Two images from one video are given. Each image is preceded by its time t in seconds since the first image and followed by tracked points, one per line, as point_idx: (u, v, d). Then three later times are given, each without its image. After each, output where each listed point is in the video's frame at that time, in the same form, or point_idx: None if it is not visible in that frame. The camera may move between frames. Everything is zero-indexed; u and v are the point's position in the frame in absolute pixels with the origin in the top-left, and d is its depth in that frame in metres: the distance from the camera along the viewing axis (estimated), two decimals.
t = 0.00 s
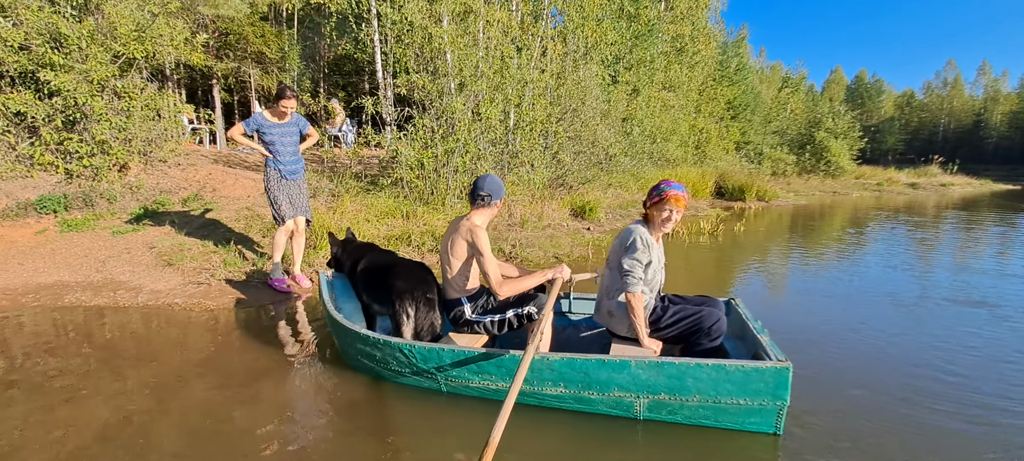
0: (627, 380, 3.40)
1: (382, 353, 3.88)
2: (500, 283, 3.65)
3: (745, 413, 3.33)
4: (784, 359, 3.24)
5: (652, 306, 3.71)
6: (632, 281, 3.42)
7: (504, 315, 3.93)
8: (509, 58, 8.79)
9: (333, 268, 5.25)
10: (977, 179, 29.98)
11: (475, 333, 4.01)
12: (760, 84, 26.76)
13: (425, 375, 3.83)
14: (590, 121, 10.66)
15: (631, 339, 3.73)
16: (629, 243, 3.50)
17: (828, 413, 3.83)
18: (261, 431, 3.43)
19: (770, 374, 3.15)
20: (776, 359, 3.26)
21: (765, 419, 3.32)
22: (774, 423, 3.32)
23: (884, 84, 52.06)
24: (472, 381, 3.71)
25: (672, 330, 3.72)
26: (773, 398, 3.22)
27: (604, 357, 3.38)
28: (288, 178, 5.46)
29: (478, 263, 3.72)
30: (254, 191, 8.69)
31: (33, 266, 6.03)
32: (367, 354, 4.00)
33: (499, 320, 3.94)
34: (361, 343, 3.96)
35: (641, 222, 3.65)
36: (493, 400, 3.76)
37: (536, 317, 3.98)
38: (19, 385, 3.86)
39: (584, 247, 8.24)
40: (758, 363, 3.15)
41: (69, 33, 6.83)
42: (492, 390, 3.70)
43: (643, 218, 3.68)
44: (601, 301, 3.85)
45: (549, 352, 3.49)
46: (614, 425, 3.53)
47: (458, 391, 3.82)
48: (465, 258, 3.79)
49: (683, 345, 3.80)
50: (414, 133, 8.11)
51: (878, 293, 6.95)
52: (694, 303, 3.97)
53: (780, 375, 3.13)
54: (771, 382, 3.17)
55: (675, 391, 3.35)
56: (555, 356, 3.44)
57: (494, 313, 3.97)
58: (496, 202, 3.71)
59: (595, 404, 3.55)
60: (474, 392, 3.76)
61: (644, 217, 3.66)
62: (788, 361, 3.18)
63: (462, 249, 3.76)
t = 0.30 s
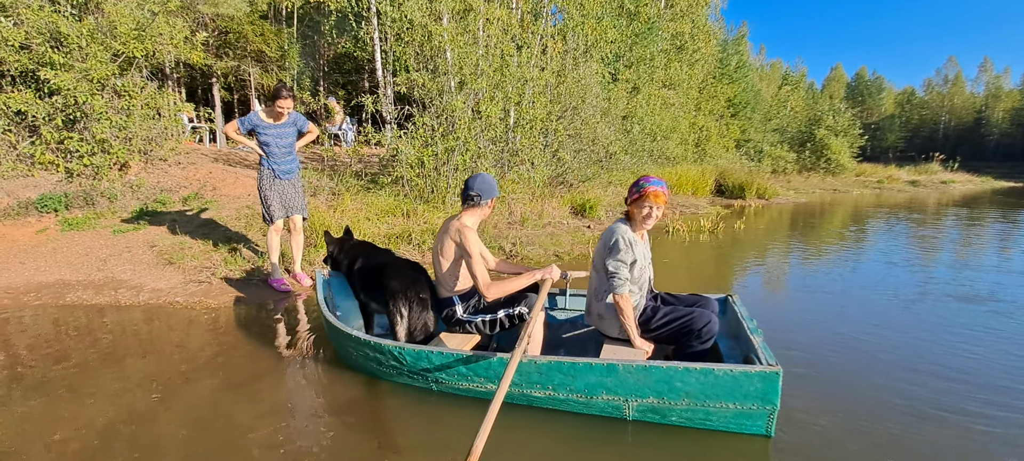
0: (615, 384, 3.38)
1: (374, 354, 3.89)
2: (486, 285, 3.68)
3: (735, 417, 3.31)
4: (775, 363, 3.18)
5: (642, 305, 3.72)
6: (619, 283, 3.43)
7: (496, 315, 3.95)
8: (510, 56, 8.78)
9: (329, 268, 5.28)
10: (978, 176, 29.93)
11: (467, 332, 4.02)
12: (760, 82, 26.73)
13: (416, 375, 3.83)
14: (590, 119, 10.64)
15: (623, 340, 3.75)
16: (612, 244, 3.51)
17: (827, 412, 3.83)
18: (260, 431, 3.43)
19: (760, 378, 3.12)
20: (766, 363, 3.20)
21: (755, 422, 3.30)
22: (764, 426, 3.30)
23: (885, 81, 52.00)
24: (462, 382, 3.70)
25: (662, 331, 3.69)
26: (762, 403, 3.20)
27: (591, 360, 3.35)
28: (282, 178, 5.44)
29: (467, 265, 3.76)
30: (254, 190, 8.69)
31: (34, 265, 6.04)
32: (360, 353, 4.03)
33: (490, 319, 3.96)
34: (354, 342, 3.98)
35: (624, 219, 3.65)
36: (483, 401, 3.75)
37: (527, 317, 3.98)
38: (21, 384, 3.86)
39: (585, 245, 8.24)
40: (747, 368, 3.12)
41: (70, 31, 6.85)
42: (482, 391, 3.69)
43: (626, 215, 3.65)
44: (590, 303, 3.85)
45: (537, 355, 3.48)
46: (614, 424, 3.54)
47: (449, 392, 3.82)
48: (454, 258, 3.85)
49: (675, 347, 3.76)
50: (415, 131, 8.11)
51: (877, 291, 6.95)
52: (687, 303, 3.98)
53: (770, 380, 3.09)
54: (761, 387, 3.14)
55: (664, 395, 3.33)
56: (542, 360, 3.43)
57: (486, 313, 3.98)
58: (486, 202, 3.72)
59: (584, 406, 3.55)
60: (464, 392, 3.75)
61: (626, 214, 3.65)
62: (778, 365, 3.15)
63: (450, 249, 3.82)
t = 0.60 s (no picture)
0: (609, 384, 3.38)
1: (370, 351, 3.92)
2: (482, 284, 3.68)
3: (731, 420, 3.29)
4: (772, 365, 3.17)
5: (639, 305, 3.69)
6: (614, 284, 3.40)
7: (491, 313, 3.95)
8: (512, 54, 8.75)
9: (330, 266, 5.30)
10: (979, 174, 29.85)
11: (464, 332, 4.05)
12: (761, 79, 26.68)
13: (412, 374, 3.85)
14: (592, 117, 10.61)
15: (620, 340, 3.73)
16: (607, 245, 3.49)
17: (831, 411, 3.82)
18: (264, 430, 3.43)
19: (755, 380, 3.11)
20: (764, 365, 3.20)
21: (752, 426, 3.27)
22: (761, 430, 3.26)
23: (886, 79, 51.91)
24: (457, 382, 3.71)
25: (658, 333, 3.66)
26: (759, 405, 3.18)
27: (585, 361, 3.35)
28: (281, 177, 5.44)
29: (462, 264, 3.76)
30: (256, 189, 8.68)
31: (38, 264, 6.04)
32: (357, 352, 4.06)
33: (485, 318, 3.97)
34: (351, 340, 4.00)
35: (620, 219, 3.64)
36: (479, 401, 3.75)
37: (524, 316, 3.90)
38: (26, 383, 3.87)
39: (587, 243, 8.24)
40: (742, 369, 3.10)
41: (71, 31, 6.85)
42: (477, 391, 3.69)
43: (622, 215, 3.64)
44: (588, 304, 3.84)
45: (530, 356, 3.48)
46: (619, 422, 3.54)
47: (445, 392, 3.83)
48: (448, 257, 3.87)
49: (672, 348, 3.73)
50: (416, 130, 8.11)
51: (879, 289, 6.93)
52: (686, 305, 3.95)
53: (765, 381, 3.08)
54: (757, 388, 3.12)
55: (659, 396, 3.32)
56: (536, 359, 3.44)
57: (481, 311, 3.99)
58: (484, 200, 3.73)
59: (578, 407, 3.55)
60: (460, 392, 3.76)
61: (621, 214, 3.64)
62: (774, 367, 3.13)
63: (445, 248, 3.84)
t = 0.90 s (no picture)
0: (606, 381, 3.39)
1: (370, 347, 3.95)
2: (478, 280, 3.72)
3: (729, 419, 3.27)
4: (773, 364, 3.14)
5: (640, 305, 3.67)
6: (614, 282, 3.40)
7: (491, 311, 3.93)
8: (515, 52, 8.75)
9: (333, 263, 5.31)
10: (981, 171, 29.76)
11: (463, 329, 4.00)
12: (762, 77, 26.64)
13: (411, 370, 3.87)
14: (594, 115, 10.61)
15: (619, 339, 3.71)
16: (608, 243, 3.48)
17: (837, 408, 3.82)
18: (272, 430, 3.44)
19: (754, 379, 3.08)
20: (764, 363, 3.17)
21: (752, 426, 3.24)
22: (761, 430, 3.24)
23: (886, 76, 51.87)
24: (456, 378, 3.73)
25: (658, 331, 3.64)
26: (758, 404, 3.15)
27: (582, 357, 3.36)
28: (285, 176, 5.45)
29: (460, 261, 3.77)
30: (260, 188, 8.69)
31: (44, 264, 6.05)
32: (356, 347, 4.08)
33: (485, 316, 3.94)
34: (351, 336, 4.03)
35: (623, 218, 3.63)
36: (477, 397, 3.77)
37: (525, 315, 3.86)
38: (36, 383, 3.88)
39: (591, 241, 8.24)
40: (741, 367, 3.08)
41: (75, 30, 6.84)
42: (475, 388, 3.71)
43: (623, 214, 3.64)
44: (588, 303, 3.82)
45: (527, 351, 3.49)
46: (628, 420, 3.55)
47: (444, 388, 3.85)
48: (448, 254, 3.86)
49: (673, 348, 3.72)
50: (420, 128, 8.11)
51: (883, 286, 6.93)
52: (687, 304, 3.90)
53: (764, 380, 3.05)
54: (756, 387, 3.10)
55: (656, 394, 3.31)
56: (533, 355, 3.45)
57: (479, 308, 3.96)
58: (483, 196, 3.70)
59: (575, 403, 3.55)
60: (458, 388, 3.78)
61: (625, 212, 3.62)
62: (774, 366, 3.10)
63: (445, 245, 3.83)
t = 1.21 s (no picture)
0: (604, 377, 3.41)
1: (370, 341, 3.98)
2: (478, 274, 3.72)
3: (727, 418, 3.27)
4: (770, 361, 3.15)
5: (639, 303, 3.68)
6: (614, 279, 3.38)
7: (490, 309, 3.94)
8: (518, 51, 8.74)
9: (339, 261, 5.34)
10: (981, 169, 29.70)
11: (464, 326, 4.02)
12: (763, 75, 26.64)
13: (411, 366, 3.91)
14: (596, 114, 10.63)
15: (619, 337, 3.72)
16: (609, 241, 3.47)
17: (842, 407, 3.83)
18: (282, 429, 3.46)
19: (752, 375, 3.08)
20: (762, 360, 3.17)
21: (750, 425, 3.24)
22: (758, 429, 3.23)
23: (887, 73, 51.80)
24: (455, 374, 3.75)
25: (658, 329, 3.65)
26: (756, 401, 3.14)
27: (580, 352, 3.39)
28: (292, 175, 5.47)
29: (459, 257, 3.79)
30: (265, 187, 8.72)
31: (53, 262, 6.08)
32: (357, 341, 4.11)
33: (485, 313, 3.95)
34: (352, 330, 4.07)
35: (625, 218, 3.65)
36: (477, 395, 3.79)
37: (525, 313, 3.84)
38: (48, 382, 3.90)
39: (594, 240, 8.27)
40: (738, 363, 3.09)
41: (80, 30, 6.87)
42: (474, 384, 3.73)
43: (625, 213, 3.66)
44: (588, 301, 3.83)
45: (525, 346, 3.53)
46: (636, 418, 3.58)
47: (444, 386, 3.89)
48: (447, 251, 3.91)
49: (672, 346, 3.72)
50: (423, 127, 8.13)
51: (884, 284, 6.94)
52: (688, 303, 3.93)
53: (762, 377, 3.05)
54: (754, 384, 3.10)
55: (654, 390, 3.33)
56: (531, 349, 3.48)
57: (479, 304, 3.97)
58: (483, 194, 3.72)
59: (573, 400, 3.57)
60: (458, 386, 3.81)
61: (625, 212, 3.65)
62: (772, 363, 3.10)
63: (444, 242, 3.88)
